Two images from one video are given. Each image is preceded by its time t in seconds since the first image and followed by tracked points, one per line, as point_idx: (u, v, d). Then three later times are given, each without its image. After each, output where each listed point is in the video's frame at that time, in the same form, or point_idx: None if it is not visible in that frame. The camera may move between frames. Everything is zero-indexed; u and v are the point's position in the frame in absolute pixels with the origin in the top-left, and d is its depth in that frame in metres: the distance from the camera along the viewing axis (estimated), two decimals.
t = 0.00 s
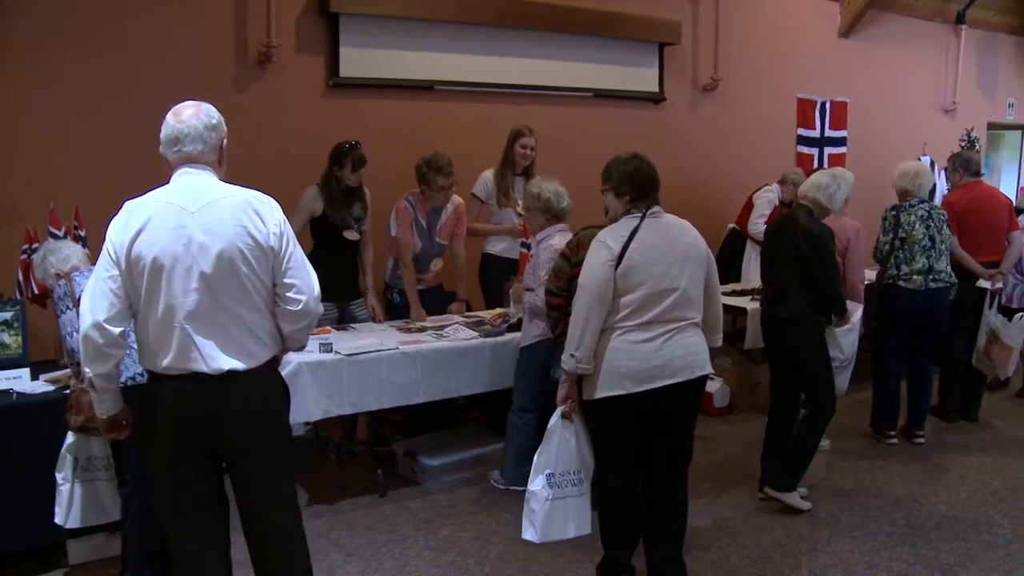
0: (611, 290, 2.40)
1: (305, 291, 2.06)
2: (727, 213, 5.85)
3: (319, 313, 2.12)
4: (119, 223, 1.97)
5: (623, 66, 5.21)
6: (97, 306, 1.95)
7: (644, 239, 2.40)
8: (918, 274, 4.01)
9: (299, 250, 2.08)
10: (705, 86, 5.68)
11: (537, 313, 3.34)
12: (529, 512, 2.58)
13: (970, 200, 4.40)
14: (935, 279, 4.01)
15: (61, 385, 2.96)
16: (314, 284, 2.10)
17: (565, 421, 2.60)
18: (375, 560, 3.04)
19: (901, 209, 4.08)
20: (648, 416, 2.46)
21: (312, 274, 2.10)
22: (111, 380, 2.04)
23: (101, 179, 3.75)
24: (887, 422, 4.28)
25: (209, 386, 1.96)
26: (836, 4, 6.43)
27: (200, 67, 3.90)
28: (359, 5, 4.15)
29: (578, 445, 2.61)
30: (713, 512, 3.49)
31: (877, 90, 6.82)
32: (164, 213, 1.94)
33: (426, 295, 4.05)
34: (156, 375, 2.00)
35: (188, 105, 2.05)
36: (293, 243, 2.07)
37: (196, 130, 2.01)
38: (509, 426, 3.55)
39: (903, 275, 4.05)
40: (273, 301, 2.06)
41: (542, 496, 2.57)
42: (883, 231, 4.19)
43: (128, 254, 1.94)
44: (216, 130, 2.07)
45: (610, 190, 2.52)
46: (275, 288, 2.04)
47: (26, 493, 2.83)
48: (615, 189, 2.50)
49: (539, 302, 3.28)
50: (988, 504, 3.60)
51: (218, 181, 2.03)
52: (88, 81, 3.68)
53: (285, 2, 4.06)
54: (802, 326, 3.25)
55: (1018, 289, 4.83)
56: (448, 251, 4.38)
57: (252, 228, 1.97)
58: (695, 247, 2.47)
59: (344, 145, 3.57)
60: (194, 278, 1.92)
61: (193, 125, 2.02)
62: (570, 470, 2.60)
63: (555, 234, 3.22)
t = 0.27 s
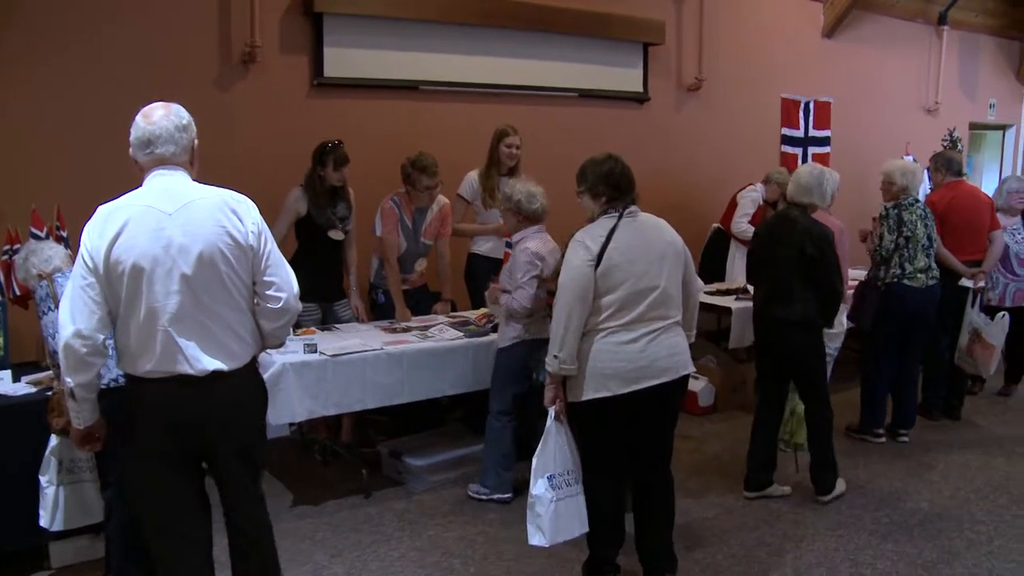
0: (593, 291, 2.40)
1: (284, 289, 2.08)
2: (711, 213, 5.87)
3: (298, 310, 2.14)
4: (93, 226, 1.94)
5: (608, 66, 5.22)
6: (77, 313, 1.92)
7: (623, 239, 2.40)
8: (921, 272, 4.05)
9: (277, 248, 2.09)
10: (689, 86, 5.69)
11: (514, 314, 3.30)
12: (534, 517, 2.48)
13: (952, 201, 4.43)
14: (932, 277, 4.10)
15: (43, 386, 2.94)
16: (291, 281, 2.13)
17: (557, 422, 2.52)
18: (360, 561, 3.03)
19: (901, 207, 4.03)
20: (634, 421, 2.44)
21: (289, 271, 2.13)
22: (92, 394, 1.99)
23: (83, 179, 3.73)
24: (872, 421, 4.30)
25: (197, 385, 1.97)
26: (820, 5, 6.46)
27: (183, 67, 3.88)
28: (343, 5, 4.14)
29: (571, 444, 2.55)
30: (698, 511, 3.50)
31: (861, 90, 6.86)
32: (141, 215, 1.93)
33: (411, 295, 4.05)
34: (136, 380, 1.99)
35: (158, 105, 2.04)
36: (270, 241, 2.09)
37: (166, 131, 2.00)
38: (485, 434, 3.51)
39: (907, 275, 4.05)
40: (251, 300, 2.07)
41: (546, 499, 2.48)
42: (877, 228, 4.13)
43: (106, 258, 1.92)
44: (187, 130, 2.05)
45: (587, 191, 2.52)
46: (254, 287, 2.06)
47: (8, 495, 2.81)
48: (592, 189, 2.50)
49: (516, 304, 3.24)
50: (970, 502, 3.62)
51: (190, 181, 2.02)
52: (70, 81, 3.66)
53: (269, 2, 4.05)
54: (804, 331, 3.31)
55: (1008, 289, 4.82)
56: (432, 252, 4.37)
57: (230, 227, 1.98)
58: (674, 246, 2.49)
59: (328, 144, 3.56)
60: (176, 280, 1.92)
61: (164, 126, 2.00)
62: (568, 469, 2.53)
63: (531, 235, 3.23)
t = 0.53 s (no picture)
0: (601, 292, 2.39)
1: (272, 287, 2.12)
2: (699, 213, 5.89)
3: (283, 308, 2.17)
4: (79, 228, 1.92)
5: (596, 66, 5.23)
6: (65, 317, 1.89)
7: (630, 239, 2.41)
8: (910, 274, 4.12)
9: (262, 246, 2.12)
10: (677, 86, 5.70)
11: (483, 316, 3.30)
12: (537, 523, 2.39)
13: (937, 201, 4.45)
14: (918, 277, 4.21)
15: (30, 387, 2.93)
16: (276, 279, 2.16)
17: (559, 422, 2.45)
18: (350, 561, 3.03)
19: (894, 209, 4.02)
20: (624, 423, 2.45)
21: (274, 269, 2.16)
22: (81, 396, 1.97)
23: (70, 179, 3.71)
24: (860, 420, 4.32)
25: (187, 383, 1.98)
26: (807, 5, 6.48)
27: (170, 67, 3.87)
28: (331, 5, 4.14)
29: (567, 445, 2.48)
30: (686, 511, 3.51)
31: (848, 90, 6.88)
32: (130, 216, 1.92)
33: (400, 295, 4.04)
34: (125, 381, 1.98)
35: (137, 105, 2.02)
36: (255, 240, 2.12)
37: (146, 132, 1.98)
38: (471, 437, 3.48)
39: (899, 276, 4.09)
40: (238, 298, 2.10)
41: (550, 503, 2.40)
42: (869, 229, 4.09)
43: (96, 260, 1.90)
44: (167, 130, 2.04)
45: (586, 190, 2.51)
46: (242, 285, 2.08)
47: None
48: (591, 189, 2.49)
49: (484, 303, 3.23)
50: (957, 500, 3.64)
51: (174, 181, 2.02)
52: (57, 80, 3.64)
53: (256, 2, 4.04)
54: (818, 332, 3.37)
55: (996, 288, 4.84)
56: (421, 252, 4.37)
57: (219, 227, 2.00)
58: (675, 246, 2.51)
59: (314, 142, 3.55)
60: (169, 280, 1.93)
61: (146, 127, 1.99)
62: (566, 471, 2.46)
63: (503, 236, 3.25)
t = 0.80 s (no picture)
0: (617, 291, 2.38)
1: (262, 286, 2.14)
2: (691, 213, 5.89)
3: (270, 307, 2.19)
4: (72, 228, 1.91)
5: (588, 67, 5.23)
6: (59, 317, 1.88)
7: (643, 237, 2.41)
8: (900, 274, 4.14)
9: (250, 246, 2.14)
10: (669, 86, 5.70)
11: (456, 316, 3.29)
12: (558, 527, 2.37)
13: (929, 201, 4.46)
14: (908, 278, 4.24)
15: (21, 389, 2.92)
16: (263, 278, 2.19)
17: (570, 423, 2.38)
18: (342, 562, 3.03)
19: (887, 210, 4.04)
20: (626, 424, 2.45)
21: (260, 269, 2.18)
22: (71, 402, 1.94)
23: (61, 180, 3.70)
24: (852, 420, 4.33)
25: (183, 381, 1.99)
26: (799, 5, 6.49)
27: (161, 67, 3.86)
28: (323, 5, 4.13)
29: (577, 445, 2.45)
30: (679, 510, 3.51)
31: (839, 90, 6.90)
32: (126, 216, 1.92)
33: (393, 295, 4.04)
34: (118, 381, 1.97)
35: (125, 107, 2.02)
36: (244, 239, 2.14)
37: (138, 133, 1.99)
38: (458, 439, 3.47)
39: (889, 275, 4.09)
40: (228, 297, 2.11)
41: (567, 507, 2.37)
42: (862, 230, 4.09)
43: (93, 259, 1.89)
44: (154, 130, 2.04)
45: (591, 190, 2.51)
46: (233, 284, 2.10)
47: None
48: (595, 189, 2.49)
49: (455, 304, 3.22)
50: (949, 499, 3.65)
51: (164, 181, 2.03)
52: (48, 81, 3.63)
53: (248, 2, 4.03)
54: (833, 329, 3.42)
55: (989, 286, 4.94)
56: (413, 252, 4.37)
57: (213, 226, 2.01)
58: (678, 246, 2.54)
59: (306, 142, 3.54)
60: (167, 279, 1.93)
61: (138, 127, 1.99)
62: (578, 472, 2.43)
63: (478, 237, 3.26)
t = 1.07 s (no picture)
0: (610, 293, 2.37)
1: (238, 286, 2.19)
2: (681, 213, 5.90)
3: (243, 306, 2.24)
4: (58, 228, 1.91)
5: (578, 67, 5.23)
6: (48, 317, 1.87)
7: (633, 237, 2.42)
8: (885, 272, 4.13)
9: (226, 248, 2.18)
10: (659, 86, 5.71)
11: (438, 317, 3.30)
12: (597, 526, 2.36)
13: (916, 201, 4.48)
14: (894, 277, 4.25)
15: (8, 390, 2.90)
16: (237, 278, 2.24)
17: (579, 427, 2.38)
18: (333, 563, 3.02)
19: (873, 210, 4.05)
20: (620, 425, 2.46)
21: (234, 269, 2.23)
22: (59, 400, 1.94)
23: (48, 181, 3.68)
24: (842, 419, 4.35)
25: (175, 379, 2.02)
26: (789, 6, 6.51)
27: (150, 67, 3.84)
28: (312, 5, 4.12)
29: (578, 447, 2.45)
30: (670, 510, 3.51)
31: (829, 90, 6.91)
32: (114, 216, 1.94)
33: (383, 295, 4.04)
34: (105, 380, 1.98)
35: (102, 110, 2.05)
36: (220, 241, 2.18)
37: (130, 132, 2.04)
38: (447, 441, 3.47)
39: (873, 275, 4.10)
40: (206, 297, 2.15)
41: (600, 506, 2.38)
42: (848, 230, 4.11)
43: (83, 258, 1.90)
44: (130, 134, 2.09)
45: (576, 190, 2.50)
46: (212, 284, 2.14)
47: None
48: (580, 189, 2.49)
49: (433, 305, 3.23)
50: (939, 497, 3.66)
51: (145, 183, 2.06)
52: (37, 81, 3.60)
53: (237, 2, 4.01)
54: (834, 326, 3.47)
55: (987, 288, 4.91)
56: (403, 252, 4.36)
57: (195, 227, 2.05)
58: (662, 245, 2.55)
59: (294, 142, 3.54)
60: (155, 278, 1.96)
61: (129, 128, 2.05)
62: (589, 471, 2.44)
63: (459, 238, 3.26)
